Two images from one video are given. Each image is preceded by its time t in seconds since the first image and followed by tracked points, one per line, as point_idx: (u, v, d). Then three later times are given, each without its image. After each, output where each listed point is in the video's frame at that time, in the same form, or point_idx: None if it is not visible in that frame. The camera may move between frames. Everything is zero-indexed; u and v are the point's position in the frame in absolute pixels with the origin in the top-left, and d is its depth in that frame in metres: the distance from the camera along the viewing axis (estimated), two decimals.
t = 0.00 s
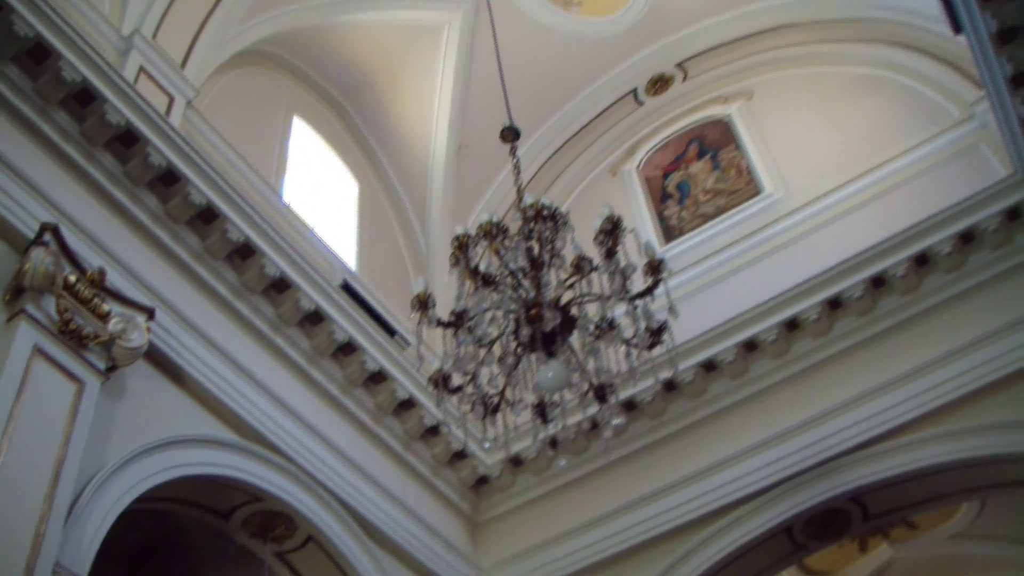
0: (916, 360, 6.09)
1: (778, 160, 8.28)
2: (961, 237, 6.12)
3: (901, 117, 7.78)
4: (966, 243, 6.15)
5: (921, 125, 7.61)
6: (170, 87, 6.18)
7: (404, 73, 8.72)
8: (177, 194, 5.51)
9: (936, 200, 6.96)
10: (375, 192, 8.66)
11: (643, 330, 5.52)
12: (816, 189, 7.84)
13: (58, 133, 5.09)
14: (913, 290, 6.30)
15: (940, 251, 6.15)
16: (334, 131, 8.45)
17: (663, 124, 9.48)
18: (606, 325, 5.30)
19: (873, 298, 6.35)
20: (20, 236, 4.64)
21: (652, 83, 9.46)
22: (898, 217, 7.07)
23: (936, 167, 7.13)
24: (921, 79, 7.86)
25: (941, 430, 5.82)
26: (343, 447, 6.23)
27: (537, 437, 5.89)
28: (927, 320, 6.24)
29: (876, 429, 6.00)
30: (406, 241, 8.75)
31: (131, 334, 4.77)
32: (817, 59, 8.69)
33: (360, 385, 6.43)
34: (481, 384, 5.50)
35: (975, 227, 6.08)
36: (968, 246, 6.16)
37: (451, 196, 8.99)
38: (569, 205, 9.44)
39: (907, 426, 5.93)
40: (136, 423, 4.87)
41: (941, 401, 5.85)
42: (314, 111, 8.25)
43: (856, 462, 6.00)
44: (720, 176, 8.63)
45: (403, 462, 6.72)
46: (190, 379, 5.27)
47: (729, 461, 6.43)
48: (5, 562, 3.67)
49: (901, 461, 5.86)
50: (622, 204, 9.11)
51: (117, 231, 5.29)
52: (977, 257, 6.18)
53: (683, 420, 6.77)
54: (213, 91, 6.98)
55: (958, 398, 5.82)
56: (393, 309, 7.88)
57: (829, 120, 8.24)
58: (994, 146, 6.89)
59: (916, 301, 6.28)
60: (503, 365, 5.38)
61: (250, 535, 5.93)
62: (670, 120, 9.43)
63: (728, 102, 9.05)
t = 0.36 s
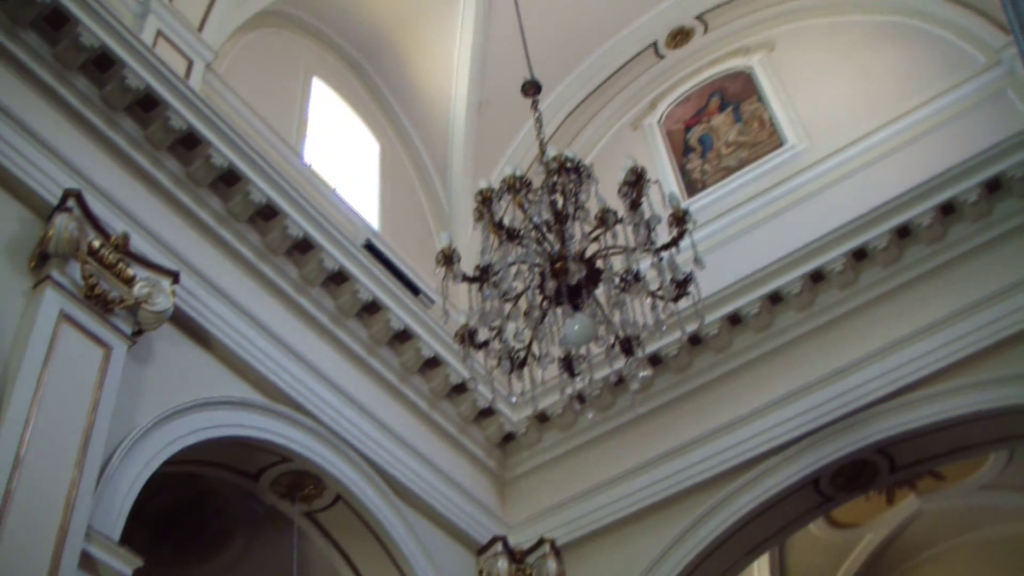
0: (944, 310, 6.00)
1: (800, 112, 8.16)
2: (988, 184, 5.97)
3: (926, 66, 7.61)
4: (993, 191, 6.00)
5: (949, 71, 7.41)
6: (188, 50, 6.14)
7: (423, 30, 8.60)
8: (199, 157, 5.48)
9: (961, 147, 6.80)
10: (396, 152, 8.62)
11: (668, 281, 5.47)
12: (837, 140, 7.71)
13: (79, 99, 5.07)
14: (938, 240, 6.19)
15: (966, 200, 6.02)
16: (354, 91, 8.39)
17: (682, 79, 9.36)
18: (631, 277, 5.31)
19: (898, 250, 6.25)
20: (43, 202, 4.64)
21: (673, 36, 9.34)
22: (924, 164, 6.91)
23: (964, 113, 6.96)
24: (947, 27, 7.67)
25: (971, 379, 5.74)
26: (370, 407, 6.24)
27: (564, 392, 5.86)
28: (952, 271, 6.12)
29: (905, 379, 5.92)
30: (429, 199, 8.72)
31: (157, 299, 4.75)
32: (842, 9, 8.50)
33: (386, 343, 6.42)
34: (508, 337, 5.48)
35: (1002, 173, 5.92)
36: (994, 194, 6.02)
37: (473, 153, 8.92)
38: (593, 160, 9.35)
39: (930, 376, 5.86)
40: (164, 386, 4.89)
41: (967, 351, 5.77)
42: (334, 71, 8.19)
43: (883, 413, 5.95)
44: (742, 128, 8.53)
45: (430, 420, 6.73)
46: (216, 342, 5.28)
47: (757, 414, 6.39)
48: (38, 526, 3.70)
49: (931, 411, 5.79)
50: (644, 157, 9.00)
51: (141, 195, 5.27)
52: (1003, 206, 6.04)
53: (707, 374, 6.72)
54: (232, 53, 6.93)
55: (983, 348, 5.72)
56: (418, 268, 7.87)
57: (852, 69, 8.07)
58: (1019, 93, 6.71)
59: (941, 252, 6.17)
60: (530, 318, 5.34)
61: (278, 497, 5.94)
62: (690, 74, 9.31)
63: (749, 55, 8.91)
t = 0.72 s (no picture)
0: (963, 280, 5.92)
1: (816, 82, 8.07)
2: (1007, 152, 5.84)
3: (943, 32, 7.45)
4: (1013, 157, 5.86)
5: (968, 35, 7.25)
6: (200, 27, 6.11)
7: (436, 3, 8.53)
8: (214, 134, 5.46)
9: (978, 114, 6.66)
10: (411, 127, 8.58)
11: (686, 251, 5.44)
12: (854, 109, 7.61)
13: (92, 78, 5.05)
14: (956, 209, 6.10)
15: (985, 167, 5.89)
16: (368, 66, 8.34)
17: (696, 51, 9.25)
18: (649, 248, 5.25)
19: (915, 219, 6.17)
20: (59, 181, 4.64)
21: (686, 7, 9.21)
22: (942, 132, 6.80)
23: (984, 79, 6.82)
24: None
25: (990, 348, 5.67)
26: (387, 381, 6.24)
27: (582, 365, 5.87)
28: (972, 239, 6.03)
29: (924, 348, 5.87)
30: (444, 174, 8.69)
31: (173, 276, 4.76)
32: None
33: (402, 318, 6.42)
34: (526, 309, 5.45)
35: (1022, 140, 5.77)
36: (1014, 160, 5.88)
37: (487, 126, 8.87)
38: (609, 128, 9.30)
39: (947, 345, 5.81)
40: (182, 363, 4.90)
41: (986, 320, 5.69)
42: (348, 46, 8.14)
43: (901, 382, 5.91)
44: (757, 99, 8.44)
45: (448, 394, 6.73)
46: (233, 319, 5.29)
47: (775, 385, 6.36)
48: (58, 504, 3.72)
49: (951, 381, 5.74)
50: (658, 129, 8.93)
51: (156, 173, 5.26)
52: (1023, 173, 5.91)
53: (724, 346, 6.70)
54: (245, 30, 6.89)
55: (1003, 317, 5.65)
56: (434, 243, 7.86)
57: (869, 37, 7.93)
58: None
59: (958, 221, 6.08)
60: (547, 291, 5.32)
61: (297, 473, 5.98)
62: (704, 46, 9.21)
63: (765, 25, 8.78)
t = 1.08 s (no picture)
0: (981, 254, 5.86)
1: (834, 57, 7.96)
2: None
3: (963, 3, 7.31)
4: None
5: (989, 6, 7.10)
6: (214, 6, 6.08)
7: None
8: (229, 113, 5.45)
9: (997, 88, 6.54)
10: (425, 105, 8.54)
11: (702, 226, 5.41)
12: (871, 84, 7.51)
13: (107, 58, 5.04)
14: (975, 183, 6.02)
15: (1003, 141, 5.81)
16: (382, 44, 8.29)
17: (712, 25, 9.10)
18: (666, 223, 5.22)
19: (934, 193, 6.10)
20: (75, 162, 4.64)
21: None
22: (960, 106, 6.70)
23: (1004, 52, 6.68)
24: None
25: (1010, 322, 5.61)
26: (404, 359, 6.25)
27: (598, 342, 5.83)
28: (991, 214, 5.96)
29: (944, 322, 5.82)
30: (460, 152, 8.67)
31: (190, 256, 4.77)
32: None
33: (418, 296, 6.42)
34: (543, 286, 5.42)
35: None
36: None
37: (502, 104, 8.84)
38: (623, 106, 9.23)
39: (965, 320, 5.76)
40: (199, 343, 4.91)
41: (1006, 294, 5.63)
42: (361, 24, 8.09)
43: (919, 357, 5.88)
44: (773, 75, 8.34)
45: (464, 372, 6.73)
46: (250, 299, 5.29)
47: (792, 361, 6.33)
48: (78, 483, 3.74)
49: (970, 355, 5.70)
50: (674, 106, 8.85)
51: (171, 153, 5.26)
52: None
53: (740, 322, 6.66)
54: (259, 9, 6.87)
55: None
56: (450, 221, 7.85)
57: (888, 9, 7.80)
58: None
59: (977, 195, 6.00)
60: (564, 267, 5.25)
61: (314, 452, 6.00)
62: (721, 20, 9.04)
63: None
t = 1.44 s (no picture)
0: (1001, 224, 5.79)
1: (852, 26, 7.85)
2: None
3: None
4: None
5: None
6: None
7: None
8: (244, 85, 5.43)
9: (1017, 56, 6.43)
10: (441, 75, 8.48)
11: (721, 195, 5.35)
12: (890, 53, 7.41)
13: (122, 30, 5.02)
14: (995, 152, 5.94)
15: None
16: (397, 15, 8.22)
17: None
18: (685, 192, 5.14)
19: (953, 162, 6.02)
20: (91, 135, 4.63)
21: None
22: (980, 75, 6.60)
23: None
24: None
25: None
26: (421, 331, 6.25)
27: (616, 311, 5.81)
28: (1011, 183, 5.88)
29: (964, 292, 5.77)
30: (476, 123, 8.62)
31: (207, 229, 4.77)
32: None
33: (435, 268, 6.41)
34: (561, 256, 5.40)
35: None
36: None
37: (518, 75, 8.78)
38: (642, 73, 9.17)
39: (987, 290, 5.71)
40: (217, 315, 4.92)
41: None
42: None
43: (939, 326, 5.84)
44: (790, 44, 8.23)
45: (482, 343, 6.73)
46: (267, 271, 5.30)
47: (810, 331, 6.29)
48: (98, 456, 3.76)
49: (990, 325, 5.66)
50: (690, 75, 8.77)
51: (187, 125, 5.25)
52: None
53: (758, 292, 6.61)
54: None
55: None
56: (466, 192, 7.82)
57: None
58: None
59: (997, 164, 5.93)
60: (582, 236, 5.24)
61: (332, 423, 6.02)
62: None
63: None
